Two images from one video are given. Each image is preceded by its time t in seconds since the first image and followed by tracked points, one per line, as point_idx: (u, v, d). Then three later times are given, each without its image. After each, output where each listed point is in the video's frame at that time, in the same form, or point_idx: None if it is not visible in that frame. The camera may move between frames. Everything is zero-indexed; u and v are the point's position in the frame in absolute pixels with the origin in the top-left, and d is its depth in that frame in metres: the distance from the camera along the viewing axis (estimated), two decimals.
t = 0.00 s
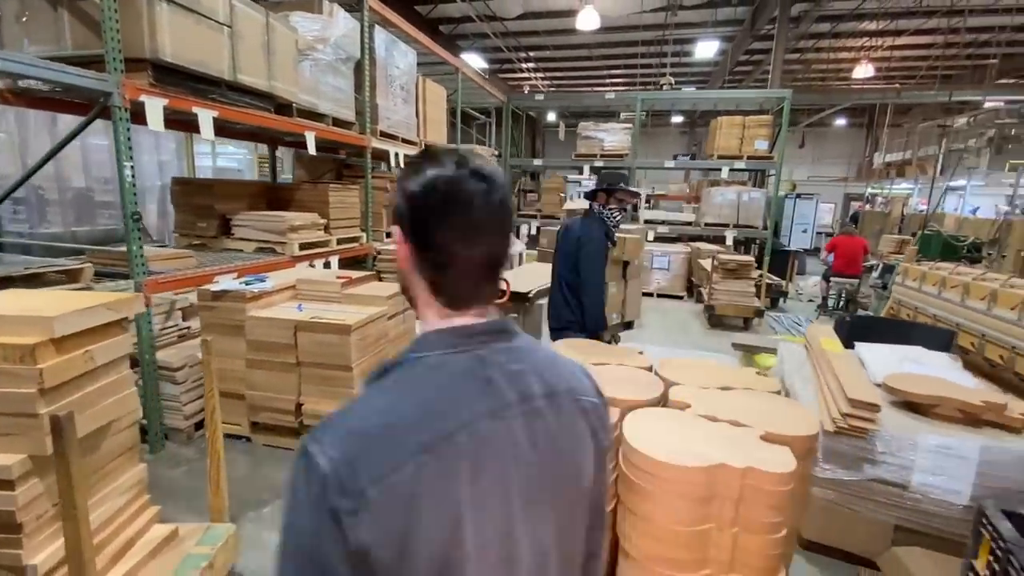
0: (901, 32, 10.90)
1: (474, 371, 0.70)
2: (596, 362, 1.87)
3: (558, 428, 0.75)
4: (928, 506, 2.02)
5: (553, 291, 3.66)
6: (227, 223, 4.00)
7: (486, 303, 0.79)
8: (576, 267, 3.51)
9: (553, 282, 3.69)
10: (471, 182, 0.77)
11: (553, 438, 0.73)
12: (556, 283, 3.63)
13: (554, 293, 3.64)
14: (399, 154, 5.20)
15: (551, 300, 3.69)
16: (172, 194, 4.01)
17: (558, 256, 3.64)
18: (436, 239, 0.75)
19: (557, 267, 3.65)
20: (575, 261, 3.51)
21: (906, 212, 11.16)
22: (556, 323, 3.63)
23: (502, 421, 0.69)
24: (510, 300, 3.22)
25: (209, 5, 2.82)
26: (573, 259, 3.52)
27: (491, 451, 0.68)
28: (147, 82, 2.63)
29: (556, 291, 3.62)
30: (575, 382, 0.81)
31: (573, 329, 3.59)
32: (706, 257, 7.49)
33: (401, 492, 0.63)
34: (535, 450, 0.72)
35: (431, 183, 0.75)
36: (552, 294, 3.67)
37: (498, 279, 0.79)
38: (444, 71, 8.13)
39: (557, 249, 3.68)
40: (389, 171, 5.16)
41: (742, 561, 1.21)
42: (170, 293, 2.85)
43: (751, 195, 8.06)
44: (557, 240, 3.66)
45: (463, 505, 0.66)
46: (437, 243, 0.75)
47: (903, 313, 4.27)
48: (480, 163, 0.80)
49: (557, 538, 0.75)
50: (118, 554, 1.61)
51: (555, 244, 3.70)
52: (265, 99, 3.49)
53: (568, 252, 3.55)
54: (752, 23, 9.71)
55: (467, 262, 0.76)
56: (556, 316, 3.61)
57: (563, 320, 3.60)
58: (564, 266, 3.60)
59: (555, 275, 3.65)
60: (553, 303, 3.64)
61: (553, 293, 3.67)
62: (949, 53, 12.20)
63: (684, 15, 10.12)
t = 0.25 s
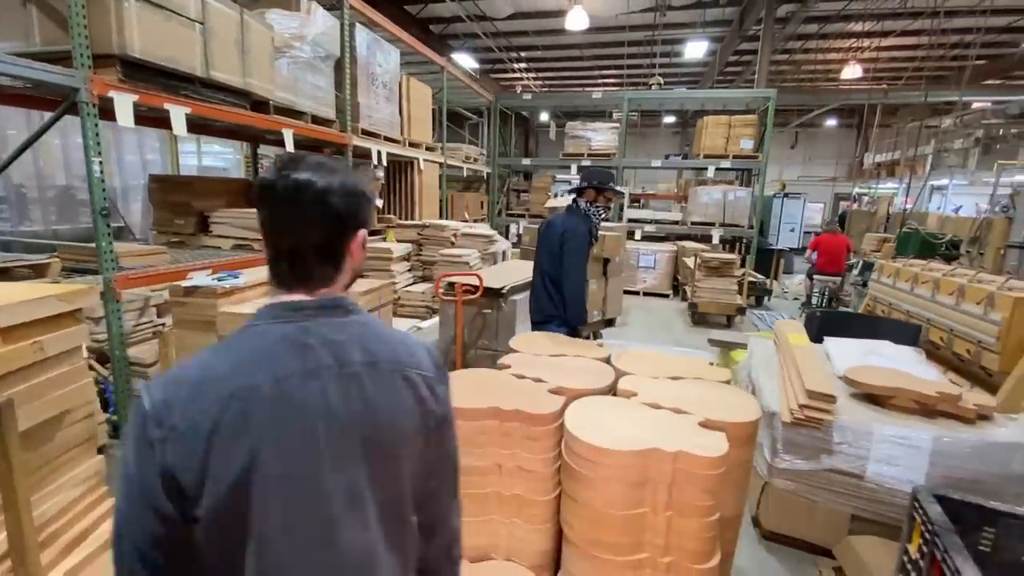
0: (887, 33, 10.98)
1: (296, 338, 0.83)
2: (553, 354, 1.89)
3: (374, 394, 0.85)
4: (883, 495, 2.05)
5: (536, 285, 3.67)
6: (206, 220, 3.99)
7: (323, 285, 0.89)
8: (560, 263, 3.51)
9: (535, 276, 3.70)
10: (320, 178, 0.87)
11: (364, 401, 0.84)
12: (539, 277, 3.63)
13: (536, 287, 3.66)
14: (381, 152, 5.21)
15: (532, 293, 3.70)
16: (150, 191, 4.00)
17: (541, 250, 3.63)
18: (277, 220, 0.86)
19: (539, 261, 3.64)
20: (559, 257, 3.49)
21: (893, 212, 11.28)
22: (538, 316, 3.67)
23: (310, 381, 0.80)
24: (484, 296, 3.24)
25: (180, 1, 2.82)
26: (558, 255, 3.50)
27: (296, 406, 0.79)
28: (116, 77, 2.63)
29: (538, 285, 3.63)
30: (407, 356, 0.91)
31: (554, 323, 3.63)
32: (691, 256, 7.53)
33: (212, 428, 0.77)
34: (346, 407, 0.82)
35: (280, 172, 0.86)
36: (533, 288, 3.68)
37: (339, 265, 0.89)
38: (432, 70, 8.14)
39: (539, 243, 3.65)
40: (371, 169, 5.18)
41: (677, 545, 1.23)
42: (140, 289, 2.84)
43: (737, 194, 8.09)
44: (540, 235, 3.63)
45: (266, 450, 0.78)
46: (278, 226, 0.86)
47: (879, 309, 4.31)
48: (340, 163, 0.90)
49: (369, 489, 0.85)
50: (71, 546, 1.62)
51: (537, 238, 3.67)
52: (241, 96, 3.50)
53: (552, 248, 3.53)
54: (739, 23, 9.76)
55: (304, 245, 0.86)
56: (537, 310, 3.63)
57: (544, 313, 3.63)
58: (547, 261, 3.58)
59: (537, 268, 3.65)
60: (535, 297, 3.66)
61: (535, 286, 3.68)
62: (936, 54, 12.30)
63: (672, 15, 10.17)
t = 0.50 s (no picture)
0: (878, 33, 11.02)
1: (183, 280, 1.06)
2: (518, 346, 1.91)
3: (245, 333, 1.07)
4: (848, 486, 2.06)
5: (526, 282, 3.62)
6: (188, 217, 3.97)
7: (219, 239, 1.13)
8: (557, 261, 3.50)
9: (523, 273, 3.65)
10: (226, 152, 1.09)
11: (233, 336, 1.06)
12: (531, 274, 3.59)
13: (526, 284, 3.62)
14: (367, 150, 5.22)
15: (520, 289, 3.66)
16: (132, 188, 4.01)
17: (531, 247, 3.58)
18: (184, 180, 1.08)
19: (530, 258, 3.59)
20: (557, 255, 3.47)
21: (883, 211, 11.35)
22: (529, 313, 3.64)
23: (186, 315, 1.03)
24: (463, 292, 3.25)
25: None
26: (555, 253, 3.48)
27: (173, 332, 1.02)
28: (89, 73, 2.63)
29: (531, 282, 3.59)
30: (283, 311, 1.13)
31: (546, 319, 3.63)
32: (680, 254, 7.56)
33: (104, 339, 1.00)
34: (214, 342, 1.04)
35: (190, 142, 1.08)
36: (522, 285, 3.64)
37: (233, 223, 1.12)
38: (422, 68, 8.13)
39: (527, 239, 3.60)
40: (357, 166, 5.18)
41: (624, 531, 1.24)
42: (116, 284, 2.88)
43: (726, 193, 8.11)
44: (531, 232, 3.57)
45: (143, 362, 1.00)
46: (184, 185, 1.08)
47: (861, 305, 4.33)
48: (246, 143, 1.13)
49: (228, 408, 1.07)
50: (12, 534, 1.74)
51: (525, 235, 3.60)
52: (220, 93, 3.51)
53: (547, 246, 3.50)
54: (731, 23, 9.78)
55: (203, 204, 1.09)
56: (530, 307, 3.61)
57: (538, 311, 3.61)
58: (540, 258, 3.54)
59: (526, 265, 3.60)
60: (525, 294, 3.63)
61: (525, 284, 3.63)
62: (927, 54, 12.35)
63: (664, 15, 10.18)
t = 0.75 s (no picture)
0: (874, 32, 11.02)
1: (120, 256, 1.12)
2: (498, 341, 1.92)
3: (168, 307, 1.10)
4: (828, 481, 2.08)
5: (525, 281, 3.61)
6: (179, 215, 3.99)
7: (174, 222, 1.20)
8: (559, 259, 3.51)
9: (521, 271, 3.62)
10: (180, 141, 1.18)
11: (155, 309, 1.10)
12: (531, 273, 3.58)
13: (526, 282, 3.60)
14: (360, 148, 5.22)
15: (519, 289, 3.64)
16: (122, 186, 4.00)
17: (529, 245, 3.57)
18: (140, 167, 1.15)
19: (528, 257, 3.58)
20: (559, 252, 3.49)
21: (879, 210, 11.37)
22: (530, 312, 3.62)
23: (116, 287, 1.09)
24: (452, 289, 3.26)
25: None
26: (557, 250, 3.49)
27: (101, 302, 1.09)
28: (77, 70, 2.64)
29: (532, 281, 3.58)
30: (213, 289, 1.15)
31: (546, 317, 3.63)
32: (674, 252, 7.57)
33: (46, 305, 1.09)
34: (137, 314, 1.09)
35: (145, 133, 1.16)
36: (521, 284, 3.62)
37: (188, 207, 1.21)
38: (417, 67, 8.12)
39: (524, 237, 3.59)
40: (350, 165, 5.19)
41: (594, 522, 1.25)
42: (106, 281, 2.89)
43: (721, 192, 8.13)
44: (528, 231, 3.56)
45: (74, 328, 1.08)
46: (142, 172, 1.16)
47: (851, 302, 4.34)
48: (199, 133, 1.22)
49: (150, 379, 1.11)
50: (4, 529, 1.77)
51: (522, 234, 3.59)
52: (210, 90, 3.51)
53: (548, 244, 3.51)
54: (727, 22, 9.79)
55: (159, 189, 1.17)
56: (532, 306, 3.58)
57: (540, 309, 3.59)
58: (540, 256, 3.55)
59: (525, 264, 3.59)
60: (525, 293, 3.61)
61: (524, 283, 3.61)
62: (923, 54, 12.36)
63: (660, 14, 10.19)
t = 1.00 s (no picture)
0: (873, 31, 11.00)
1: (70, 248, 1.27)
2: (490, 336, 1.92)
3: (101, 293, 1.24)
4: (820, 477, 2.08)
5: (524, 278, 3.60)
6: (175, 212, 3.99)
7: (139, 212, 1.35)
8: (557, 255, 3.50)
9: (520, 269, 3.62)
10: (143, 138, 1.31)
11: (88, 294, 1.24)
12: (529, 270, 3.57)
13: (525, 280, 3.60)
14: (357, 146, 5.22)
15: (519, 286, 3.63)
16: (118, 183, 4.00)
17: (527, 243, 3.56)
18: (107, 161, 1.29)
19: (526, 254, 3.57)
20: (557, 249, 3.48)
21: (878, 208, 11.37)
22: (531, 310, 3.60)
23: (62, 275, 1.25)
24: (446, 286, 3.26)
25: None
26: (554, 247, 3.48)
27: (51, 288, 1.25)
28: (70, 66, 2.64)
29: (531, 278, 3.56)
30: (142, 274, 1.26)
31: (546, 314, 3.62)
32: (672, 251, 7.58)
33: (19, 292, 1.29)
34: (77, 299, 1.24)
35: (112, 129, 1.28)
36: (521, 281, 3.61)
37: (152, 198, 1.35)
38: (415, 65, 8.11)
39: (520, 236, 3.58)
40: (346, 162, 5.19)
41: (580, 515, 1.25)
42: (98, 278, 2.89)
43: (719, 190, 8.13)
44: (525, 228, 3.56)
45: (34, 312, 1.27)
46: (111, 166, 1.29)
47: (846, 300, 4.35)
48: (161, 131, 1.35)
49: (86, 357, 1.25)
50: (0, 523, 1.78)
51: (519, 232, 3.59)
52: (205, 87, 3.52)
53: (545, 241, 3.50)
54: (725, 21, 9.78)
55: (125, 181, 1.30)
56: (532, 303, 3.57)
57: (540, 306, 3.58)
58: (539, 253, 3.54)
59: (524, 261, 3.58)
60: (525, 290, 3.60)
61: (523, 280, 3.60)
62: (922, 52, 12.35)
63: (659, 13, 10.18)
